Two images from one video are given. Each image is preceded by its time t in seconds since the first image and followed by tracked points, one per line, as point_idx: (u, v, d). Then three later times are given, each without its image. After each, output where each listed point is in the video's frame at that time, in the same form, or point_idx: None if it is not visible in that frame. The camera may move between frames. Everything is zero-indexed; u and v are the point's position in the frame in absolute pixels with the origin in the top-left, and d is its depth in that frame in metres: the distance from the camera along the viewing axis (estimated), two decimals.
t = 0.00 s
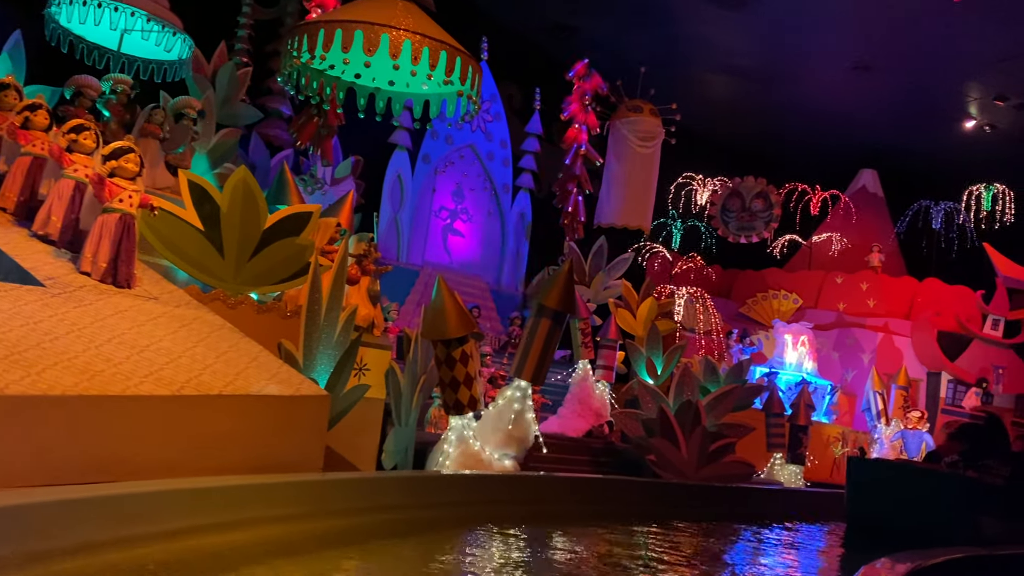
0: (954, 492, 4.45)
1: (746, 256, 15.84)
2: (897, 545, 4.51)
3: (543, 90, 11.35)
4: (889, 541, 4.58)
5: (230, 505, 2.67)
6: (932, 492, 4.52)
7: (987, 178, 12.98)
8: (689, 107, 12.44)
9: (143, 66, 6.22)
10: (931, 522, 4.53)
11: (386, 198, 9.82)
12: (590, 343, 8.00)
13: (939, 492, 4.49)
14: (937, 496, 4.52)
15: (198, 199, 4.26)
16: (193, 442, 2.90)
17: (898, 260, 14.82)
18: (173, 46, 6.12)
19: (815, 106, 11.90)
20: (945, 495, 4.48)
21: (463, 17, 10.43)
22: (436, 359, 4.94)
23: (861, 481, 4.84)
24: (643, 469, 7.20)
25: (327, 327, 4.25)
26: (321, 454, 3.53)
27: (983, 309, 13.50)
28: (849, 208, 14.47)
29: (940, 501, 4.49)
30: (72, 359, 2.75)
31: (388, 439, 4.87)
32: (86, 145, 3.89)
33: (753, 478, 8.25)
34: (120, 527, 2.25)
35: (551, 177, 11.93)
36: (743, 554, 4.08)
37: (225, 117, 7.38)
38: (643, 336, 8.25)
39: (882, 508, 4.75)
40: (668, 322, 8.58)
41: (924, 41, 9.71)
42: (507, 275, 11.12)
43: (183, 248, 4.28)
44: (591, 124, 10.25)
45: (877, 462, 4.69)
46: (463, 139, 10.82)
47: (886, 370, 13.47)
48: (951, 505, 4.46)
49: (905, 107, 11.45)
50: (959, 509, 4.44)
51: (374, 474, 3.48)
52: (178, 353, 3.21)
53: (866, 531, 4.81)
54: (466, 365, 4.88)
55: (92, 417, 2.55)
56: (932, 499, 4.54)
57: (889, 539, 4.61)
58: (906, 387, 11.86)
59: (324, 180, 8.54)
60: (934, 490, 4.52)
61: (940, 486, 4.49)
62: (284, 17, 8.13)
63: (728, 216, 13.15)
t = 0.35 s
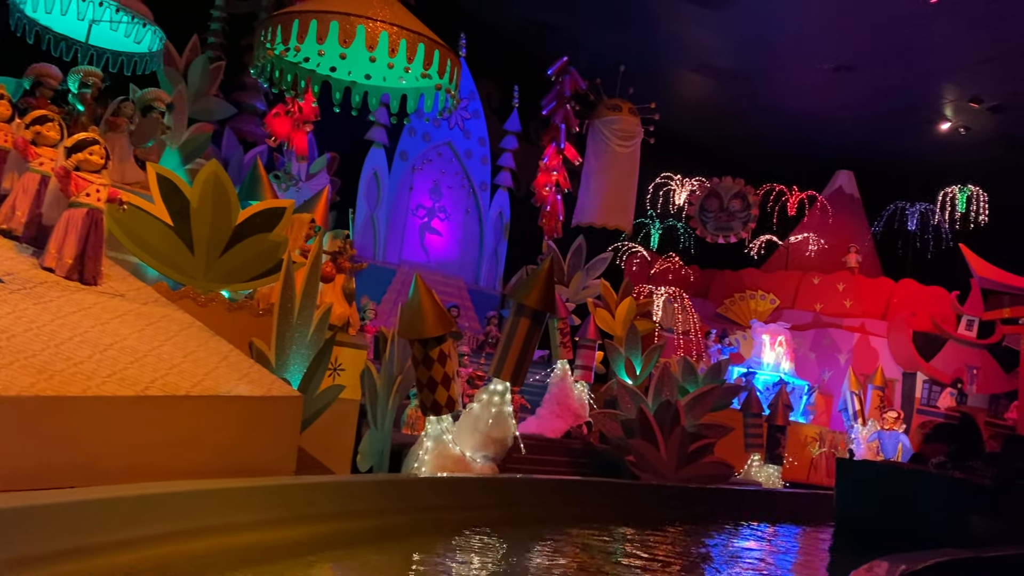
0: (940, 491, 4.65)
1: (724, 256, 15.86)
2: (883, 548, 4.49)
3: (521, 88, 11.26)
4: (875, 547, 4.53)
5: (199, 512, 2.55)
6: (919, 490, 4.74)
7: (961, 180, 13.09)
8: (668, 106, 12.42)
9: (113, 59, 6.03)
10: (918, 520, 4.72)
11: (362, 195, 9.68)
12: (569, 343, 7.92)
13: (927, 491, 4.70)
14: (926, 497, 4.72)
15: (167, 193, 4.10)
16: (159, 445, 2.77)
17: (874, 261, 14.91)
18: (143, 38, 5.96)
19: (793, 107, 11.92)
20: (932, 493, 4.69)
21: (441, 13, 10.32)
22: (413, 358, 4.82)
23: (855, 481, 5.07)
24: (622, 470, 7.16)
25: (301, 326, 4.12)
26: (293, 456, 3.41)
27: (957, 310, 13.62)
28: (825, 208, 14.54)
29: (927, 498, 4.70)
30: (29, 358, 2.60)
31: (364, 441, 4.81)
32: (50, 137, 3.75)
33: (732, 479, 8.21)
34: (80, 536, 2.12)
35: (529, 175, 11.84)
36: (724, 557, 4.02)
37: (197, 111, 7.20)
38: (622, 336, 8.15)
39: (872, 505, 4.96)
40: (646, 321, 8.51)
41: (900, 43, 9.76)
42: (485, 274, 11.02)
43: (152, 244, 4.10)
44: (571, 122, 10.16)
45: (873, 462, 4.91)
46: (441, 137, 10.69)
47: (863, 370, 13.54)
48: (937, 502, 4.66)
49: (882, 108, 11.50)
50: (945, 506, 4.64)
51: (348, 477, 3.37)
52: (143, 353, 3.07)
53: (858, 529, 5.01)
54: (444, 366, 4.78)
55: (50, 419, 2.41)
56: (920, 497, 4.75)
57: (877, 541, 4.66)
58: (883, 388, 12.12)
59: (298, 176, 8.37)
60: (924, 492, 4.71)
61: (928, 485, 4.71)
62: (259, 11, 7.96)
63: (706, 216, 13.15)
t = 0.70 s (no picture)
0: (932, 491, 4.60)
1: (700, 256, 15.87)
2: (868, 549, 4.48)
3: (499, 84, 11.14)
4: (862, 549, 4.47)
5: (161, 517, 2.41)
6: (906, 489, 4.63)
7: (935, 181, 13.18)
8: (645, 104, 12.38)
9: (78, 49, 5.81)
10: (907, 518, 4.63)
11: (336, 192, 9.54)
12: (546, 342, 7.81)
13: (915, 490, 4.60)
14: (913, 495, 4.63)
15: (133, 186, 3.97)
16: (117, 446, 2.63)
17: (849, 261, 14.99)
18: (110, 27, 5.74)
19: (770, 106, 11.93)
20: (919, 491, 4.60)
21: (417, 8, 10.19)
22: (387, 357, 4.71)
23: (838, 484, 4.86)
24: (600, 471, 7.15)
25: (272, 324, 4.00)
26: (263, 458, 3.29)
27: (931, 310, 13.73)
28: (801, 209, 14.53)
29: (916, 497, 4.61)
30: None
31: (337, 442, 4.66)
32: (6, 125, 3.44)
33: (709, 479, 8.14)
34: (31, 543, 1.99)
35: (506, 173, 11.74)
36: (703, 558, 3.95)
37: (167, 104, 6.98)
38: (599, 335, 8.12)
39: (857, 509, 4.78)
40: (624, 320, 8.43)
41: (877, 42, 9.75)
42: (462, 273, 10.92)
43: (117, 238, 3.97)
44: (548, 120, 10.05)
45: (856, 465, 4.70)
46: (417, 133, 10.56)
47: (838, 370, 13.60)
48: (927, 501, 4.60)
49: (857, 108, 11.55)
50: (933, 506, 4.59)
51: (321, 479, 3.26)
52: (105, 350, 2.92)
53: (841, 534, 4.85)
54: (420, 365, 4.67)
55: None
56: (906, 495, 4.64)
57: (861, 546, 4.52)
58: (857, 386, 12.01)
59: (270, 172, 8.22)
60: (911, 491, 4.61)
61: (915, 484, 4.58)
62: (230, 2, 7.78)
63: (683, 216, 13.08)
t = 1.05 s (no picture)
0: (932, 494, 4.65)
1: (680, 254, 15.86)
2: (853, 550, 4.48)
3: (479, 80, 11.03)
4: (843, 549, 4.50)
5: (126, 522, 2.29)
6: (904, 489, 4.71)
7: (913, 181, 13.27)
8: (626, 103, 12.34)
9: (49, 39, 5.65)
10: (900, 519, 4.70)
11: (314, 188, 9.40)
12: (527, 341, 7.71)
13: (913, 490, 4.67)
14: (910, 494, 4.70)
15: (100, 177, 3.81)
16: (79, 447, 2.50)
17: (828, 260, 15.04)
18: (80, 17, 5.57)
19: (750, 105, 11.94)
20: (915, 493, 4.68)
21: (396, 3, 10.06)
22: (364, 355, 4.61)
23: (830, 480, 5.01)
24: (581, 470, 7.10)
25: (244, 321, 3.87)
26: (235, 459, 3.17)
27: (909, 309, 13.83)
28: (780, 208, 14.62)
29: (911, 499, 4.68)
30: None
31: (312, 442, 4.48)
32: None
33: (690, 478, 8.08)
34: None
35: (486, 171, 11.64)
36: (682, 560, 3.89)
37: (140, 97, 6.83)
38: (580, 334, 8.07)
39: (850, 505, 4.92)
40: (604, 319, 8.37)
41: (857, 42, 9.77)
42: (441, 271, 10.80)
43: (83, 231, 3.82)
44: (529, 116, 9.90)
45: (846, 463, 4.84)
46: (396, 129, 10.43)
47: (816, 368, 13.63)
48: (922, 504, 4.65)
49: (836, 108, 11.58)
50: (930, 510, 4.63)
51: (295, 481, 3.13)
52: (67, 347, 2.78)
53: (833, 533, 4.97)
54: (399, 364, 4.56)
55: None
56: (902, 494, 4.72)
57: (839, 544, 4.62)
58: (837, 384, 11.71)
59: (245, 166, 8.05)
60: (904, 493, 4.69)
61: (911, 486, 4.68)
62: None
63: (663, 215, 13.11)
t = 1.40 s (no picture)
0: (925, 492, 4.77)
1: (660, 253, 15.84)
2: (838, 549, 4.47)
3: (459, 76, 10.93)
4: (827, 549, 4.47)
5: (92, 528, 2.18)
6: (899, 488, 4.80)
7: (892, 181, 13.35)
8: (607, 100, 12.28)
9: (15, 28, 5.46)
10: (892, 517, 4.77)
11: (291, 183, 9.25)
12: (507, 338, 7.60)
13: (910, 490, 4.76)
14: (904, 493, 4.78)
15: (67, 169, 3.65)
16: (36, 450, 2.37)
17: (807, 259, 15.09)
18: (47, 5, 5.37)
19: (730, 104, 11.94)
20: (910, 494, 4.77)
21: None
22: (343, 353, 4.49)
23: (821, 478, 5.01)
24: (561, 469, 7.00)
25: (218, 318, 3.73)
26: (207, 461, 3.05)
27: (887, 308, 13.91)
28: (760, 207, 14.64)
29: (905, 500, 4.77)
30: None
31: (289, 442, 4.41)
32: None
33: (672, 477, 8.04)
34: None
35: (466, 168, 11.53)
36: (664, 562, 3.82)
37: (114, 90, 6.66)
38: (561, 332, 8.00)
39: (843, 504, 4.95)
40: (585, 317, 8.30)
41: (838, 41, 9.78)
42: (421, 268, 10.68)
43: (49, 225, 3.64)
44: (510, 112, 9.75)
45: (834, 464, 4.89)
46: (375, 124, 10.30)
47: (796, 367, 13.53)
48: (917, 505, 4.74)
49: (817, 107, 11.60)
50: (925, 508, 4.74)
51: (270, 483, 3.02)
52: (29, 343, 2.56)
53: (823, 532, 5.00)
54: (378, 362, 4.45)
55: None
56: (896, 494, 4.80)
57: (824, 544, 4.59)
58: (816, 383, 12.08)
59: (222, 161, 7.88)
60: (898, 493, 4.77)
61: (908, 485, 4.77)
62: None
63: (644, 212, 12.94)
